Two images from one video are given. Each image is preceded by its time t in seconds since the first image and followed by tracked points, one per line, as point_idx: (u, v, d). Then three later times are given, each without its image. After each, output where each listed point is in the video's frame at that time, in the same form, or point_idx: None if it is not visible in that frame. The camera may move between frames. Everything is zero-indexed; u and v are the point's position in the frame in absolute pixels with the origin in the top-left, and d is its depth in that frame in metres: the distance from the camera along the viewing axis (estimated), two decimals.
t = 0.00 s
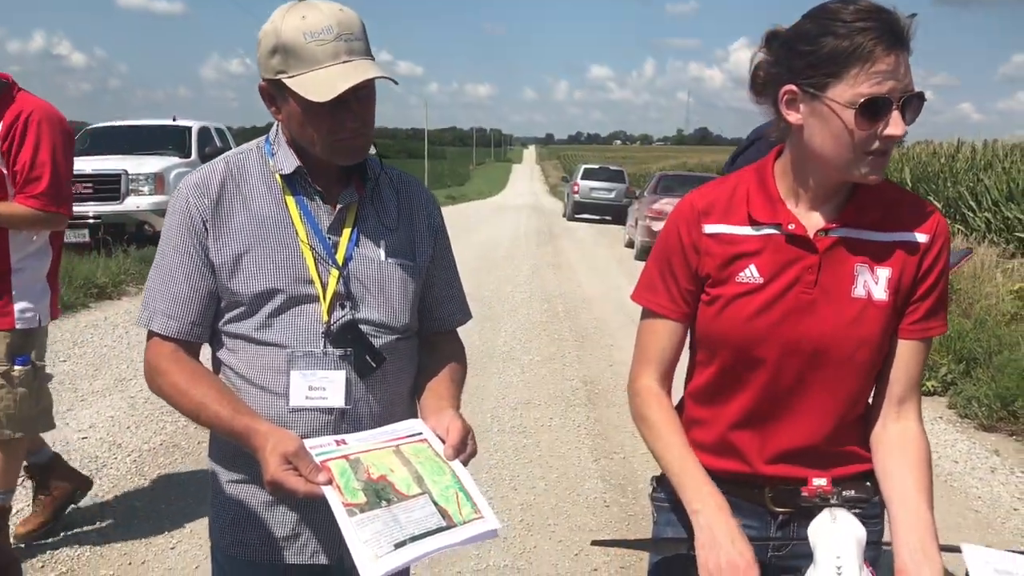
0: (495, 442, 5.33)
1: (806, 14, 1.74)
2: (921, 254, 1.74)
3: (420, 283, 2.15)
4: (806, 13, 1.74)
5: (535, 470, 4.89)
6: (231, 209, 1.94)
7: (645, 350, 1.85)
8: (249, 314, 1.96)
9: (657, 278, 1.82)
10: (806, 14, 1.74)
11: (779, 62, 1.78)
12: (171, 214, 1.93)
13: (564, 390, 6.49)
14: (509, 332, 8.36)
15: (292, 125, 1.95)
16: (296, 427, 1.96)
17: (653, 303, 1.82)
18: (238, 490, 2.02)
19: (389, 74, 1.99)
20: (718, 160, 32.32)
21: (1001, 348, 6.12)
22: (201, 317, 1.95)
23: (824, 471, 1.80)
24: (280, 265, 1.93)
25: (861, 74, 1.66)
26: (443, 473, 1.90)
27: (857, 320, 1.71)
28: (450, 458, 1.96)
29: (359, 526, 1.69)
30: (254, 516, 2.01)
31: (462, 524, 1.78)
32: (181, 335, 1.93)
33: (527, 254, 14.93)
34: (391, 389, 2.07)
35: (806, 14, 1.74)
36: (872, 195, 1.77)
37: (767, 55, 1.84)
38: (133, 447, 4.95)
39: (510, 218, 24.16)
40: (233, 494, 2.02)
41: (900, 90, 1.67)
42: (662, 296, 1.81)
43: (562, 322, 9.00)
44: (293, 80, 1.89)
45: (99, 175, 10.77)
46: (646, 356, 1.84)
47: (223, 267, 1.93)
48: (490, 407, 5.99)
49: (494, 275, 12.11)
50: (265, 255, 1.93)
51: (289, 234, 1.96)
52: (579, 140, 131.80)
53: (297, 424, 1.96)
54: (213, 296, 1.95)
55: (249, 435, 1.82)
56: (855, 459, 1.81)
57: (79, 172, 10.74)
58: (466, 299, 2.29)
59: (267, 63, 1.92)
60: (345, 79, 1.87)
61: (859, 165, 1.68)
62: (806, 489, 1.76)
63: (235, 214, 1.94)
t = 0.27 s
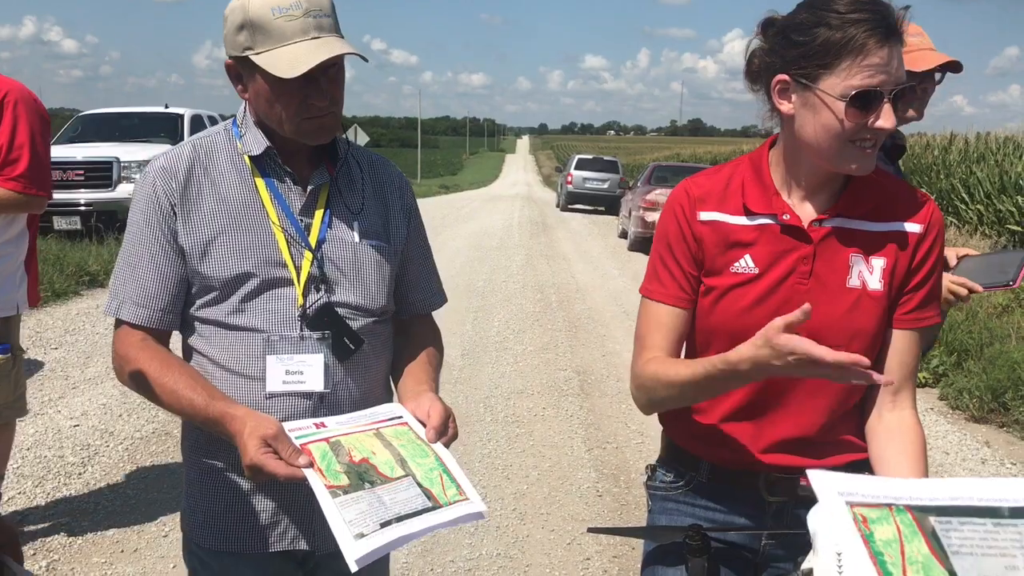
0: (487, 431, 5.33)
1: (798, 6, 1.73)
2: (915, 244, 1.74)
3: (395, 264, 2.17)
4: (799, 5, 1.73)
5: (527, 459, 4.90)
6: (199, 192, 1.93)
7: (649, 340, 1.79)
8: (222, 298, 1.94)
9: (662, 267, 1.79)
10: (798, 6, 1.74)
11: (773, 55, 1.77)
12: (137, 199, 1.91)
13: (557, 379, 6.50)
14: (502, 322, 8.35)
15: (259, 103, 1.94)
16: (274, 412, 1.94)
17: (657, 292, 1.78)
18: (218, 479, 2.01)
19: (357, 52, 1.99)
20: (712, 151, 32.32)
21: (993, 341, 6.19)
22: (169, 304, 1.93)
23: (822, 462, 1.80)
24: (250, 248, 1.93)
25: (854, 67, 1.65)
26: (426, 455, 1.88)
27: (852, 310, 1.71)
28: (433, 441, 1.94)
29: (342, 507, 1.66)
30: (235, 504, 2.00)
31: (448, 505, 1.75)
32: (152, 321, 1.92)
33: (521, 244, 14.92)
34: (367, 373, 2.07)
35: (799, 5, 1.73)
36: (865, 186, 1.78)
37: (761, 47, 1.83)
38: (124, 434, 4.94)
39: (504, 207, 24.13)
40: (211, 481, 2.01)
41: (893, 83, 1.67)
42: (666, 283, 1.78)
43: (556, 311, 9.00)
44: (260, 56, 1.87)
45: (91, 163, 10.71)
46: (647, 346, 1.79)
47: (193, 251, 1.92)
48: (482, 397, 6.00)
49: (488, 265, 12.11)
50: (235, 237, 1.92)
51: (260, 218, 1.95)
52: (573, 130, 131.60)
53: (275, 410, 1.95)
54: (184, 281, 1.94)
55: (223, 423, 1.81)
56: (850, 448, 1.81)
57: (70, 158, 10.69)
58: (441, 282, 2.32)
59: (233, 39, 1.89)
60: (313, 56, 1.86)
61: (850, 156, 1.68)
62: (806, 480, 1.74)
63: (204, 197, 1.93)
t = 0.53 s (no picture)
0: (483, 421, 5.34)
1: None
2: (915, 234, 1.75)
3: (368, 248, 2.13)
4: None
5: (522, 449, 4.90)
6: (167, 175, 1.85)
7: (664, 331, 1.74)
8: (193, 284, 1.87)
9: (669, 259, 1.77)
10: None
11: (770, 41, 1.77)
12: (100, 184, 1.81)
13: (552, 370, 6.50)
14: (498, 313, 8.35)
15: (226, 81, 1.86)
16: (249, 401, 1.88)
17: (673, 286, 1.75)
18: (200, 463, 1.91)
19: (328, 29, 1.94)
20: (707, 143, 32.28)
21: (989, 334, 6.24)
22: (136, 291, 1.84)
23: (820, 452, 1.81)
24: (222, 232, 1.86)
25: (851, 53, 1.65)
26: (408, 436, 1.86)
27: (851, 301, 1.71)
28: (413, 422, 1.93)
29: (324, 495, 1.62)
30: (218, 490, 1.91)
31: (433, 484, 1.74)
32: (118, 310, 1.82)
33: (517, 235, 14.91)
34: (342, 357, 2.02)
35: None
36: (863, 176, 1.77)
37: (758, 33, 1.83)
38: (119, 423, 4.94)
39: (500, 198, 24.09)
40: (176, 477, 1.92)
41: (889, 70, 1.67)
42: (678, 274, 1.75)
43: (551, 302, 9.00)
44: (228, 30, 1.81)
45: (85, 151, 10.68)
46: (666, 338, 1.73)
47: (162, 235, 1.84)
48: (478, 387, 6.00)
49: (483, 255, 12.10)
50: (208, 222, 1.86)
51: (231, 201, 1.89)
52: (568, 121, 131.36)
53: (250, 398, 1.88)
54: (151, 267, 1.86)
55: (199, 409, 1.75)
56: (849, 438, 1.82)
57: (65, 147, 10.65)
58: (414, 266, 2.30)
59: (199, 15, 1.83)
60: (282, 29, 1.81)
61: (846, 142, 1.67)
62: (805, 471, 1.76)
63: (171, 180, 1.85)
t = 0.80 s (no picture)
0: (482, 415, 5.35)
1: None
2: (918, 232, 1.75)
3: (344, 244, 2.08)
4: None
5: (521, 443, 4.91)
6: (137, 175, 1.78)
7: (638, 324, 1.84)
8: (168, 286, 1.81)
9: (652, 254, 1.80)
10: None
11: (781, 35, 1.76)
12: (68, 187, 1.73)
13: (551, 364, 6.50)
14: (497, 306, 8.35)
15: (193, 75, 1.81)
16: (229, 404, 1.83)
17: (647, 279, 1.80)
18: (178, 464, 1.88)
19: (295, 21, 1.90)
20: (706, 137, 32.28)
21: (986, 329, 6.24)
22: (109, 297, 1.76)
23: (820, 447, 1.80)
24: (199, 233, 1.80)
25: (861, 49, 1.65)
26: (389, 434, 1.86)
27: (855, 296, 1.71)
28: (394, 420, 1.93)
29: (307, 491, 1.62)
30: (197, 490, 1.88)
31: (416, 483, 1.74)
32: (90, 316, 1.75)
33: (516, 228, 14.91)
34: (320, 357, 1.97)
35: None
36: (868, 172, 1.77)
37: (768, 27, 1.83)
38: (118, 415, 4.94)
39: (499, 192, 24.07)
40: (159, 476, 1.88)
41: (901, 66, 1.67)
42: (660, 272, 1.79)
43: (549, 296, 9.00)
44: (194, 23, 1.76)
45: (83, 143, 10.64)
46: (638, 331, 1.83)
47: (135, 239, 1.77)
48: (477, 381, 6.00)
49: (481, 249, 12.09)
50: (182, 224, 1.79)
51: (203, 200, 1.82)
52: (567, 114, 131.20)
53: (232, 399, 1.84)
54: (125, 269, 1.79)
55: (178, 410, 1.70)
56: (848, 434, 1.82)
57: (64, 139, 10.64)
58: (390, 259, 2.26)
59: (165, 7, 1.77)
60: (249, 23, 1.77)
61: (855, 137, 1.67)
62: (804, 464, 1.77)
63: (141, 181, 1.78)
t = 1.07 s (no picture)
0: (481, 413, 5.35)
1: None
2: (913, 229, 1.76)
3: (333, 244, 2.08)
4: None
5: (520, 442, 4.91)
6: (123, 180, 1.78)
7: (637, 328, 1.84)
8: (158, 290, 1.81)
9: (650, 256, 1.80)
10: None
11: (773, 35, 1.77)
12: (53, 195, 1.73)
13: (549, 362, 6.51)
14: (496, 305, 8.35)
15: (176, 75, 1.81)
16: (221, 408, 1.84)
17: (646, 281, 1.80)
18: (165, 472, 1.89)
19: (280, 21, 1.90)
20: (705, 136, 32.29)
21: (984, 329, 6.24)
22: (96, 303, 1.77)
23: (815, 445, 1.81)
24: (186, 237, 1.81)
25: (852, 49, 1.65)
26: (378, 437, 1.86)
27: (851, 293, 1.72)
28: (383, 422, 1.93)
29: (299, 494, 1.62)
30: (186, 497, 1.89)
31: (407, 485, 1.75)
32: (76, 321, 1.75)
33: (515, 227, 14.91)
34: (310, 358, 1.98)
35: None
36: (863, 170, 1.78)
37: (759, 26, 1.83)
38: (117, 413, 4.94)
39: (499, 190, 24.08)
40: (150, 478, 1.88)
41: (892, 65, 1.67)
42: (658, 274, 1.79)
43: (549, 295, 9.01)
44: (176, 23, 1.76)
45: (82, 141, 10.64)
46: (638, 334, 1.83)
47: (122, 245, 1.77)
48: (476, 380, 6.01)
49: (481, 248, 12.10)
50: (170, 230, 1.80)
51: (191, 205, 1.83)
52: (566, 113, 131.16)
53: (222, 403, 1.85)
54: (112, 274, 1.79)
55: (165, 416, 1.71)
56: (846, 433, 1.83)
57: (63, 137, 10.63)
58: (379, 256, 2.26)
59: (147, 7, 1.78)
60: (232, 23, 1.77)
61: (847, 137, 1.67)
62: (799, 463, 1.78)
63: (128, 186, 1.78)
